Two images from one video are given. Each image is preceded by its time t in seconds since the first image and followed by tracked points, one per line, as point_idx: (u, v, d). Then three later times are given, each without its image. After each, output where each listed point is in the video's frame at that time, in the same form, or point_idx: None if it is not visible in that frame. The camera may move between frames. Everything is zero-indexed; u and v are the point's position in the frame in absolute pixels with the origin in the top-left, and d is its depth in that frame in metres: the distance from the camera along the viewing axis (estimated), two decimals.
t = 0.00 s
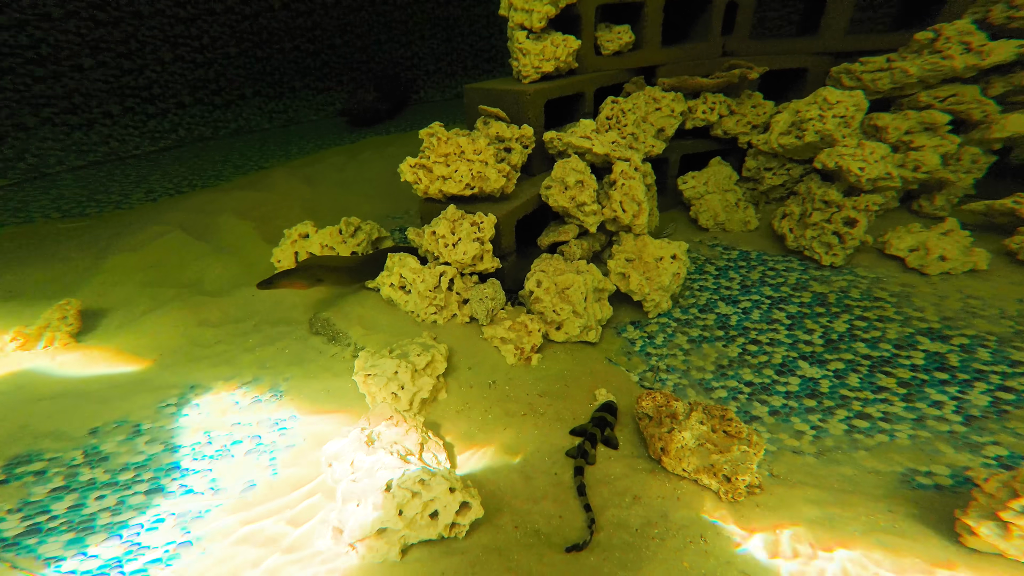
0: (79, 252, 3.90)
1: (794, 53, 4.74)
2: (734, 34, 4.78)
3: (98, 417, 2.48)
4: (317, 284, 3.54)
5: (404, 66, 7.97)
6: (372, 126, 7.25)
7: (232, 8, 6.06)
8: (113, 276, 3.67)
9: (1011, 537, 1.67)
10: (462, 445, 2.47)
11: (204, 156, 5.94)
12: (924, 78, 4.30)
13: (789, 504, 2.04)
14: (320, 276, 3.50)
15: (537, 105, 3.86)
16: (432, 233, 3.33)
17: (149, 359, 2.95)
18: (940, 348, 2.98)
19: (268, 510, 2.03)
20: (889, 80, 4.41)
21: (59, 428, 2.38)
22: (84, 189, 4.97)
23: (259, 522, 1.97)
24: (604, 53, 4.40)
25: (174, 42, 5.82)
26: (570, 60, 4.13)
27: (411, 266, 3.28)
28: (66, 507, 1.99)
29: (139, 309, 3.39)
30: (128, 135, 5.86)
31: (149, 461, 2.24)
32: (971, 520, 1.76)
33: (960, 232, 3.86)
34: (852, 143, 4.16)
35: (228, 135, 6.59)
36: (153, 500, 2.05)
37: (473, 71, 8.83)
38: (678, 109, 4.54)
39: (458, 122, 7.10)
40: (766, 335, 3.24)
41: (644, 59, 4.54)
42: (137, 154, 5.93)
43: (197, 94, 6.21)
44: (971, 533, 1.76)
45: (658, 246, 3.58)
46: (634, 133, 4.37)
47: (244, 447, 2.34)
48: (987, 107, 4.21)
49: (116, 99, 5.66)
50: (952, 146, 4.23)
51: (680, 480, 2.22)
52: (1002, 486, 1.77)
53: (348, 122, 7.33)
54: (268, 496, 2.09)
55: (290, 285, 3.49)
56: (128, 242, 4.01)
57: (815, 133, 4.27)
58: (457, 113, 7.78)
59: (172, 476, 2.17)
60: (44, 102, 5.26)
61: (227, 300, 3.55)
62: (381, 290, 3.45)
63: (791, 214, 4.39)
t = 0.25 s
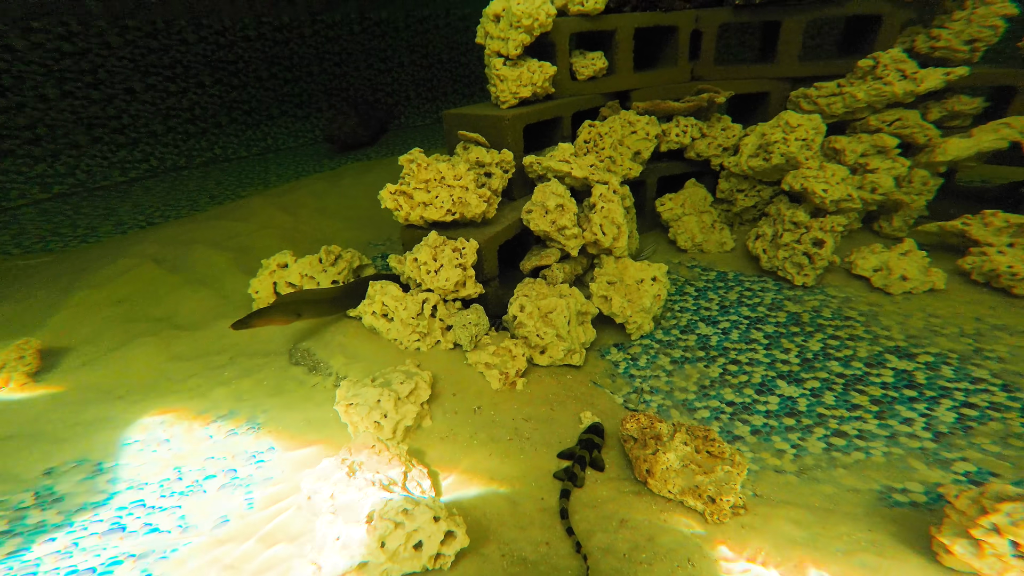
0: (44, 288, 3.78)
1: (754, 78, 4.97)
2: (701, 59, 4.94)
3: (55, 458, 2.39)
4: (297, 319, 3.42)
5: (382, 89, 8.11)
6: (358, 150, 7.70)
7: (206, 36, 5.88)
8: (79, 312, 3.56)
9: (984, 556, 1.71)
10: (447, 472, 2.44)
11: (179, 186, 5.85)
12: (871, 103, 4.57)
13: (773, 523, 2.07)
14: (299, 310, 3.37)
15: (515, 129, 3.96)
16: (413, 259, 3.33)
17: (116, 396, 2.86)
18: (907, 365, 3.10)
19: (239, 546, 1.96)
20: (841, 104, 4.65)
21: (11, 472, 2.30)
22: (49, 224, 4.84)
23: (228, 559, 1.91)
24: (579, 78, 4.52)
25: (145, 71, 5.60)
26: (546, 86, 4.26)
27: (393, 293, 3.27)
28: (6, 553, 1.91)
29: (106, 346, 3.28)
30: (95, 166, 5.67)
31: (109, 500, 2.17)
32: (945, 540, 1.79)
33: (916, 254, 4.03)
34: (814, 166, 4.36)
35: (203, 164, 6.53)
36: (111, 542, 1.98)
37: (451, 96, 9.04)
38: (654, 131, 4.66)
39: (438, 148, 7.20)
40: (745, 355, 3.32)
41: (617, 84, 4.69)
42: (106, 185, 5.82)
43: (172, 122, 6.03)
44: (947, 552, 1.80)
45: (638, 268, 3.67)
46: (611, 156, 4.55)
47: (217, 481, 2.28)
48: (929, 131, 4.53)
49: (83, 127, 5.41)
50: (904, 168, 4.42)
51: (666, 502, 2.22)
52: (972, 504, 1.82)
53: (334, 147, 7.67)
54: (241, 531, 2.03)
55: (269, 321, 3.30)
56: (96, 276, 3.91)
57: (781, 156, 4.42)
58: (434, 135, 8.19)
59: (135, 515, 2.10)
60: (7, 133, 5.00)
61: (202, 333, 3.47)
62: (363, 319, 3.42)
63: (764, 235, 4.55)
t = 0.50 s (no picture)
0: (14, 304, 3.68)
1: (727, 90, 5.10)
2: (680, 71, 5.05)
3: (15, 476, 2.35)
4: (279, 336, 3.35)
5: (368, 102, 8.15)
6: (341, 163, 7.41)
7: (184, 49, 5.98)
8: (50, 328, 3.47)
9: (957, 557, 1.75)
10: (434, 483, 2.42)
11: (157, 200, 5.77)
12: (840, 113, 4.74)
13: (758, 527, 2.09)
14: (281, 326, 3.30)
15: (500, 139, 3.98)
16: (399, 270, 3.33)
17: (87, 412, 2.78)
18: (883, 370, 3.18)
19: (212, 562, 1.92)
20: (813, 115, 4.83)
21: None
22: (18, 239, 4.71)
23: None
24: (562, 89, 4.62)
25: (121, 85, 5.65)
26: (530, 97, 4.36)
27: (378, 304, 3.26)
28: None
29: (79, 361, 3.20)
30: (68, 179, 5.58)
31: (74, 519, 2.12)
32: (920, 541, 1.84)
33: (889, 260, 4.18)
34: (790, 174, 4.49)
35: (183, 177, 6.49)
36: (76, 560, 1.93)
37: (437, 108, 9.11)
38: (636, 141, 4.74)
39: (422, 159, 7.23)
40: (729, 361, 3.37)
41: (600, 94, 4.78)
42: (80, 200, 5.69)
43: (147, 134, 6.03)
44: (924, 554, 1.84)
45: (624, 276, 3.70)
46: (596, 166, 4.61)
47: (194, 497, 2.24)
48: (895, 140, 4.67)
49: (54, 141, 5.37)
50: (873, 177, 4.58)
51: (653, 508, 2.23)
52: (946, 505, 1.88)
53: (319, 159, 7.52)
54: (217, 546, 1.98)
55: (249, 338, 3.22)
56: (69, 291, 3.82)
57: (758, 164, 4.58)
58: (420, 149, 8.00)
59: (104, 533, 2.05)
60: None
61: (180, 347, 3.40)
62: (348, 330, 3.39)
63: (745, 243, 4.65)
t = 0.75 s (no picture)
0: None
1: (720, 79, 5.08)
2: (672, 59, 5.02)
3: None
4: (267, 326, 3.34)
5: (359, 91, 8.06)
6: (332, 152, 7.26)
7: (165, 35, 5.83)
8: (32, 315, 3.41)
9: (922, 535, 1.81)
10: (423, 470, 2.43)
11: (142, 187, 5.69)
12: (829, 101, 4.72)
13: (741, 511, 2.13)
14: (274, 317, 3.33)
15: (491, 128, 3.98)
16: (389, 259, 3.31)
17: (71, 399, 2.76)
18: (866, 355, 3.22)
19: (200, 547, 1.92)
20: (802, 103, 4.81)
21: None
22: None
23: (187, 561, 1.87)
24: (554, 78, 4.58)
25: (98, 70, 5.50)
26: (521, 85, 4.28)
27: (368, 292, 3.26)
28: None
29: (63, 348, 3.16)
30: (47, 165, 5.51)
31: (58, 505, 2.11)
32: (890, 521, 1.89)
33: (875, 247, 4.20)
34: (780, 163, 4.51)
35: (169, 165, 6.40)
36: (61, 545, 1.93)
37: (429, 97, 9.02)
38: (627, 130, 4.75)
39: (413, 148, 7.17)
40: (717, 348, 3.40)
41: (592, 83, 4.75)
42: (60, 186, 5.65)
43: (130, 122, 5.90)
44: (892, 533, 1.90)
45: (614, 265, 3.70)
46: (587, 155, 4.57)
47: (181, 483, 2.23)
48: (882, 129, 4.70)
49: (31, 127, 5.28)
50: (860, 165, 4.59)
51: (640, 494, 2.26)
52: (915, 485, 1.91)
53: (308, 150, 7.33)
54: (204, 532, 1.98)
55: (242, 328, 3.24)
56: (51, 277, 3.76)
57: (748, 153, 4.57)
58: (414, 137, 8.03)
59: (89, 518, 2.04)
60: None
61: (167, 335, 3.37)
62: (338, 318, 3.38)
63: (735, 231, 4.67)
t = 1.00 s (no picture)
0: None
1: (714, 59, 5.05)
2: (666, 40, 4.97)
3: None
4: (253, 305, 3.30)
5: (351, 75, 7.77)
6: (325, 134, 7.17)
7: (143, 9, 5.62)
8: (16, 291, 3.36)
9: (890, 507, 1.85)
10: (411, 448, 2.45)
11: (128, 165, 5.58)
12: (823, 82, 4.72)
13: (724, 487, 2.17)
14: (257, 297, 3.26)
15: (482, 109, 3.91)
16: (379, 239, 3.27)
17: (59, 374, 2.74)
18: (851, 334, 3.27)
19: (191, 522, 1.94)
20: (796, 84, 4.81)
21: None
22: None
23: (179, 535, 1.89)
24: (546, 58, 4.50)
25: (75, 45, 5.35)
26: (514, 65, 4.19)
27: (358, 271, 3.24)
28: None
29: (49, 323, 3.13)
30: (27, 142, 5.46)
31: (49, 480, 2.11)
32: (861, 494, 1.92)
33: (863, 227, 4.22)
34: (772, 144, 4.48)
35: (156, 144, 6.30)
36: (53, 518, 1.93)
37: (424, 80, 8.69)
38: (620, 112, 4.72)
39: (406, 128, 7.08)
40: (706, 329, 3.42)
41: (585, 65, 4.67)
42: (42, 162, 5.57)
43: (114, 98, 5.79)
44: (864, 507, 1.93)
45: (605, 246, 3.70)
46: (579, 136, 4.49)
47: (171, 460, 2.23)
48: (875, 109, 4.68)
49: (9, 103, 5.19)
50: (853, 146, 4.59)
51: (626, 472, 2.30)
52: (887, 459, 1.95)
53: (299, 130, 7.23)
54: (195, 508, 1.99)
55: (219, 308, 3.14)
56: (36, 252, 3.70)
57: (740, 134, 4.55)
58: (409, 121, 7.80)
59: (80, 493, 2.04)
60: None
61: (154, 312, 3.33)
62: (328, 298, 3.36)
63: (726, 213, 4.68)
